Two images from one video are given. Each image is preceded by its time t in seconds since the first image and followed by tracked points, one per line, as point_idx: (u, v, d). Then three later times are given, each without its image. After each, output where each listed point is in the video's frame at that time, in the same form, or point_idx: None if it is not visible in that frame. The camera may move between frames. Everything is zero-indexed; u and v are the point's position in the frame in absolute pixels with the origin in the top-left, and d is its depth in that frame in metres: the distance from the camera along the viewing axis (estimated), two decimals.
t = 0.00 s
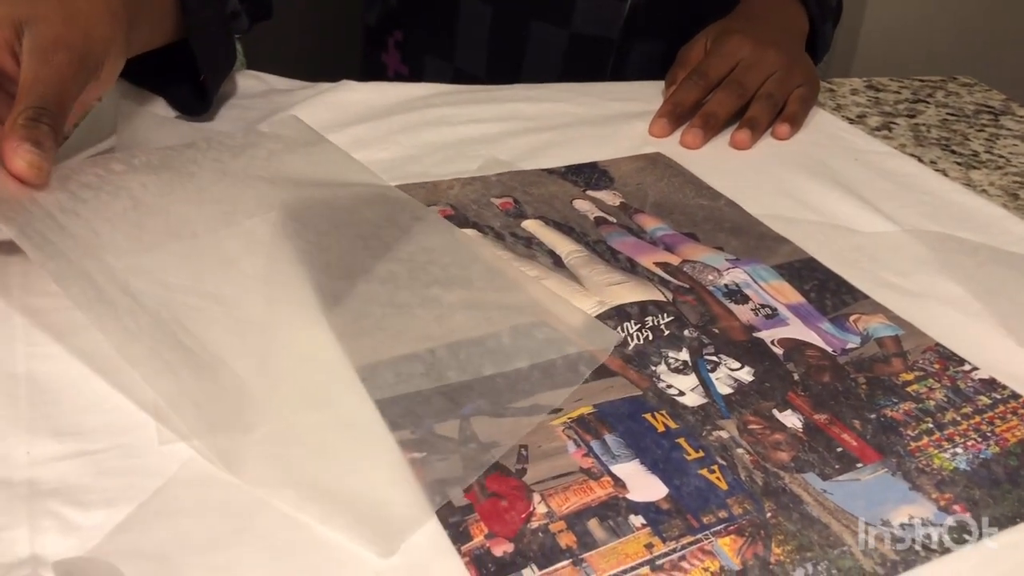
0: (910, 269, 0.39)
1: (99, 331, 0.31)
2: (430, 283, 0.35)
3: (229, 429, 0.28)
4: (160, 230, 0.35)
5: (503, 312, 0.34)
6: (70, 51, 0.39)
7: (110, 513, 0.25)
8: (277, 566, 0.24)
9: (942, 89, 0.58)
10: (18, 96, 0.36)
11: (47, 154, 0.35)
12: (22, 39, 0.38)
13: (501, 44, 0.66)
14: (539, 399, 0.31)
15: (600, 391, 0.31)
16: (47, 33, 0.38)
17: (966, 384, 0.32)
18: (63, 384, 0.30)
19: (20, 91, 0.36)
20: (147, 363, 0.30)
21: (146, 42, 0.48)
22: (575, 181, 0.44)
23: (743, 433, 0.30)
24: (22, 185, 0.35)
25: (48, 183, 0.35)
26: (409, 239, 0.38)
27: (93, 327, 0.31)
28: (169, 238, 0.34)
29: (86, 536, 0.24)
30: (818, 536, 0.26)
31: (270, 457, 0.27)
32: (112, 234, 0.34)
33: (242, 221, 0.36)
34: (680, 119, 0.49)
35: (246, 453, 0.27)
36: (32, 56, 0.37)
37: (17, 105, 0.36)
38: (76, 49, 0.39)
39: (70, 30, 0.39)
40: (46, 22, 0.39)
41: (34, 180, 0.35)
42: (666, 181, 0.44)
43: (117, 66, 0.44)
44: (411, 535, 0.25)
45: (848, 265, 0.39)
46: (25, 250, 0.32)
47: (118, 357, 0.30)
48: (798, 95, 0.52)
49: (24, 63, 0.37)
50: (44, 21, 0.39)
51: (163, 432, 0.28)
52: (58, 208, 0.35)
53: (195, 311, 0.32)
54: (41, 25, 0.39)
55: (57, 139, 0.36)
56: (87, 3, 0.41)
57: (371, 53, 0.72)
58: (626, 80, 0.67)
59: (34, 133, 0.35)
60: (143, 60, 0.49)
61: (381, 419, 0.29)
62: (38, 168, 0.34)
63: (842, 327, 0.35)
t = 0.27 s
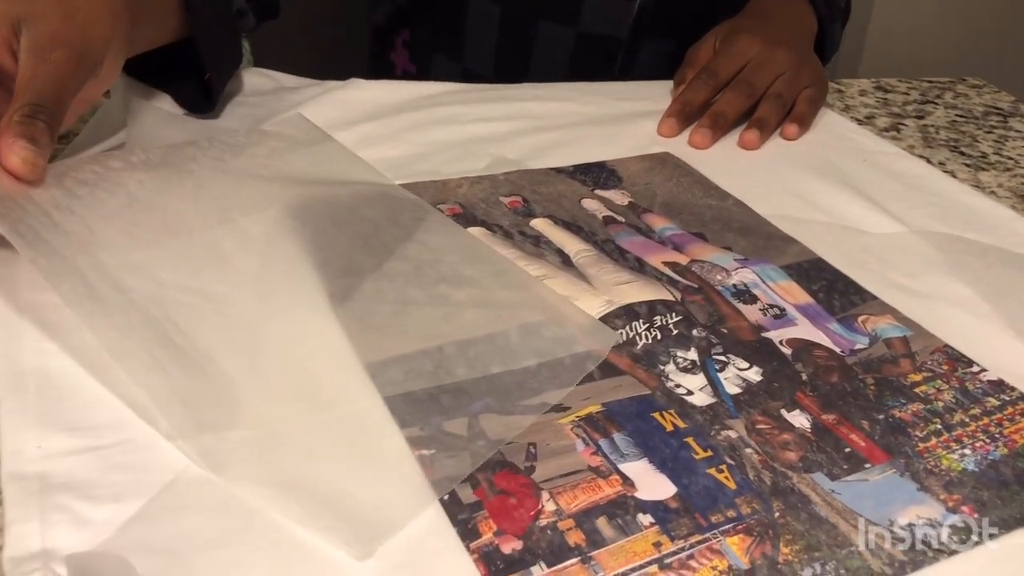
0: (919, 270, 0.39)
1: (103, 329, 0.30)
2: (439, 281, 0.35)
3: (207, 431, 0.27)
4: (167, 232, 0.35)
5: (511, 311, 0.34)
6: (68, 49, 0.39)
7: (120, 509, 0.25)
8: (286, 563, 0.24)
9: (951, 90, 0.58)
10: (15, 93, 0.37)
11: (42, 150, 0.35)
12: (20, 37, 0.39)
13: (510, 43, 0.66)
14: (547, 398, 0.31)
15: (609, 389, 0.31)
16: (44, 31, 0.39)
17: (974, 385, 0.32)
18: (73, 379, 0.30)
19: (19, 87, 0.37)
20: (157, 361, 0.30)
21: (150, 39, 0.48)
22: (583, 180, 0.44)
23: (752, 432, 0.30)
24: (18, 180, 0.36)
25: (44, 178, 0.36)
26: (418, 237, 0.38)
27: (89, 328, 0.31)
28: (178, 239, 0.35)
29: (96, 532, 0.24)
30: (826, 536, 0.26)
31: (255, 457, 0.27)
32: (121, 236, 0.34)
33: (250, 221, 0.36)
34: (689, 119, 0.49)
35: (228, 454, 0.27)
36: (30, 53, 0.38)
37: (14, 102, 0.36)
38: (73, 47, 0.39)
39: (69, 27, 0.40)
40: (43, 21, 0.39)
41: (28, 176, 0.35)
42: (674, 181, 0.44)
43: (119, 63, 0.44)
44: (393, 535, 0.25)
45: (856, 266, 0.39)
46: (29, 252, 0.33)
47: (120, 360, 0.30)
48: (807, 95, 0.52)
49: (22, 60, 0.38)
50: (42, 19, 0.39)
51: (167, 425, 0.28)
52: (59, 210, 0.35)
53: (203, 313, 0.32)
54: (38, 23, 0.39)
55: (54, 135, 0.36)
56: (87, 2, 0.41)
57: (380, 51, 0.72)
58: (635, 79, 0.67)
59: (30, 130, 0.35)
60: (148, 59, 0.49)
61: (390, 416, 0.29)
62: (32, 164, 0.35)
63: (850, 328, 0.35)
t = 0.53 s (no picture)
0: (936, 266, 0.39)
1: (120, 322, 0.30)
2: (455, 273, 0.35)
3: (215, 426, 0.27)
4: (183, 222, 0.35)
5: (528, 303, 0.34)
6: (76, 39, 0.39)
7: (139, 497, 0.25)
8: (305, 554, 0.24)
9: (965, 87, 0.57)
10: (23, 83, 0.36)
11: (51, 140, 0.35)
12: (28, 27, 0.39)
13: (522, 38, 0.66)
14: (565, 391, 0.30)
15: (627, 382, 0.31)
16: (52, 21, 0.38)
17: (994, 381, 0.32)
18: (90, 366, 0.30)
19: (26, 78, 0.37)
20: (175, 353, 0.30)
21: (161, 34, 0.48)
22: (598, 174, 0.43)
23: (771, 427, 0.30)
24: (26, 171, 0.35)
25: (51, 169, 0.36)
26: (434, 229, 0.37)
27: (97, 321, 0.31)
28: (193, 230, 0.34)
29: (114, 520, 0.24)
30: (847, 530, 0.26)
31: (267, 449, 0.27)
32: (135, 227, 0.34)
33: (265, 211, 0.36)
34: (704, 113, 0.49)
35: (237, 448, 0.27)
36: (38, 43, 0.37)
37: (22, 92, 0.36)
38: (81, 37, 0.39)
39: (77, 17, 0.39)
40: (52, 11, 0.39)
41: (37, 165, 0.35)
42: (690, 176, 0.44)
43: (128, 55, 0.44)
44: (388, 532, 0.25)
45: (873, 261, 0.39)
46: (45, 243, 0.32)
47: (135, 354, 0.30)
48: (822, 91, 0.51)
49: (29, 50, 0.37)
50: (50, 8, 0.39)
51: (185, 416, 0.28)
52: (68, 199, 0.35)
53: (222, 307, 0.32)
54: (46, 13, 0.39)
55: (62, 126, 0.36)
56: None
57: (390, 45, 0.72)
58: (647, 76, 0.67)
59: (37, 120, 0.35)
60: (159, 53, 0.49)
61: (409, 408, 0.29)
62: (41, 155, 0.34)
63: (868, 323, 0.35)
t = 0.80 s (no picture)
0: (948, 263, 0.38)
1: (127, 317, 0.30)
2: (465, 265, 0.35)
3: (224, 417, 0.27)
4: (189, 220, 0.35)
5: (538, 297, 0.34)
6: (70, 29, 0.39)
7: (150, 487, 0.25)
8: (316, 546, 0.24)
9: (976, 83, 0.57)
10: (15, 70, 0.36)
11: (40, 128, 0.35)
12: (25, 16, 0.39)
13: (532, 31, 0.66)
14: (576, 384, 0.30)
15: (637, 376, 0.31)
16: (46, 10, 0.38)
17: (1007, 377, 0.32)
18: (97, 351, 0.29)
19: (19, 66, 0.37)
20: (186, 347, 0.30)
21: (157, 25, 0.48)
22: (608, 168, 0.43)
23: (783, 422, 0.30)
24: (15, 157, 0.35)
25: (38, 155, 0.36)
26: (444, 222, 0.37)
27: (104, 314, 0.30)
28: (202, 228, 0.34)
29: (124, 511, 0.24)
30: (860, 526, 0.26)
31: (273, 442, 0.26)
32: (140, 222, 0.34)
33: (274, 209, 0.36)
34: (714, 108, 0.49)
35: (244, 440, 0.26)
36: (32, 32, 0.37)
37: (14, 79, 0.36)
38: (76, 26, 0.39)
39: (71, 7, 0.39)
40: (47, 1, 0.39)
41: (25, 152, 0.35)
42: (700, 170, 0.44)
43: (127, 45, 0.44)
44: (382, 528, 0.24)
45: (885, 257, 0.38)
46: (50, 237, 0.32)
47: (143, 343, 0.30)
48: (833, 87, 0.51)
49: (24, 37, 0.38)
50: None
51: (191, 410, 0.27)
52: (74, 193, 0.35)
53: (231, 302, 0.31)
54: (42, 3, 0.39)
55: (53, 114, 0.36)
56: None
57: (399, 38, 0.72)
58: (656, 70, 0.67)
59: (27, 107, 0.35)
60: (163, 43, 0.49)
61: (419, 401, 0.29)
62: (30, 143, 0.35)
63: (880, 319, 0.35)
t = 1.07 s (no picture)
0: (956, 259, 0.38)
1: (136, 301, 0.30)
2: (471, 260, 0.35)
3: (230, 410, 0.27)
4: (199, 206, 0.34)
5: (544, 292, 0.34)
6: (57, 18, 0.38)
7: (156, 480, 0.25)
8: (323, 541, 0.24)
9: (984, 80, 0.57)
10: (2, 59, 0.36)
11: (25, 116, 0.34)
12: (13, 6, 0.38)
13: (537, 26, 0.66)
14: (583, 380, 0.30)
15: (644, 372, 0.31)
16: None
17: (1016, 375, 0.32)
18: (100, 336, 0.29)
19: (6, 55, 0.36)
20: (191, 338, 0.29)
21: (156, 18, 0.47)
22: (614, 163, 0.43)
23: (791, 419, 0.29)
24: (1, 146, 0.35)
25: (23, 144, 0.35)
26: (449, 217, 0.37)
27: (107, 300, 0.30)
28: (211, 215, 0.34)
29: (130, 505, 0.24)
30: (868, 523, 0.26)
31: (278, 436, 0.26)
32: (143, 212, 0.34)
33: (281, 201, 0.36)
34: (721, 103, 0.48)
35: (251, 433, 0.26)
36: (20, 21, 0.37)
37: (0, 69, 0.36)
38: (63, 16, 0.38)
39: None
40: None
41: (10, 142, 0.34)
42: (707, 166, 0.44)
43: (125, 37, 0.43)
44: (388, 524, 0.24)
45: (893, 254, 0.38)
46: (53, 230, 0.32)
47: (147, 337, 0.29)
48: (840, 82, 0.51)
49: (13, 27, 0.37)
50: None
51: (195, 401, 0.27)
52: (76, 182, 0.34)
53: (237, 295, 0.31)
54: None
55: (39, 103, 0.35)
56: None
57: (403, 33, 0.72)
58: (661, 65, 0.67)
59: (12, 95, 0.34)
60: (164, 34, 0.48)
61: (425, 394, 0.29)
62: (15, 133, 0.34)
63: (888, 315, 0.34)
